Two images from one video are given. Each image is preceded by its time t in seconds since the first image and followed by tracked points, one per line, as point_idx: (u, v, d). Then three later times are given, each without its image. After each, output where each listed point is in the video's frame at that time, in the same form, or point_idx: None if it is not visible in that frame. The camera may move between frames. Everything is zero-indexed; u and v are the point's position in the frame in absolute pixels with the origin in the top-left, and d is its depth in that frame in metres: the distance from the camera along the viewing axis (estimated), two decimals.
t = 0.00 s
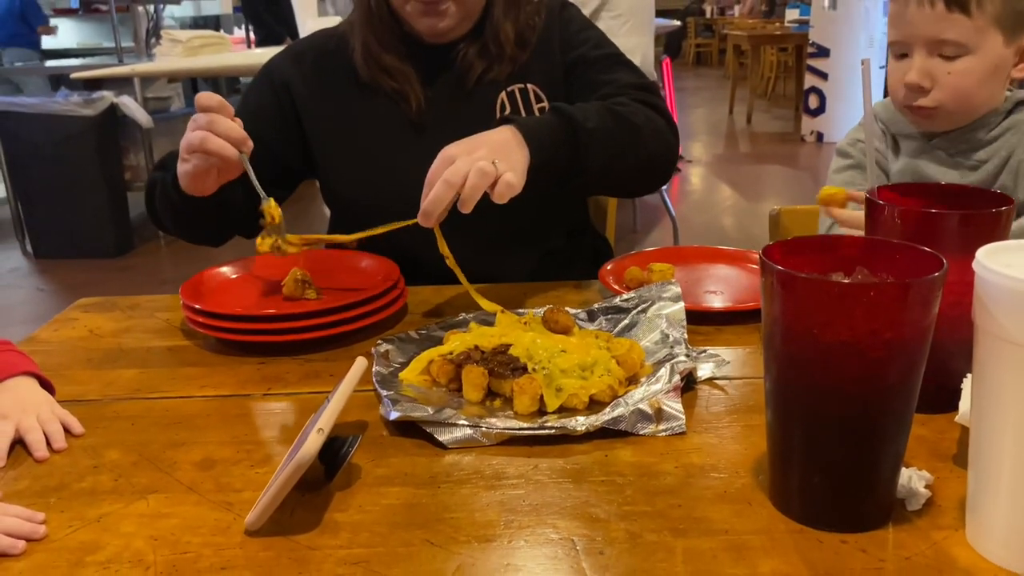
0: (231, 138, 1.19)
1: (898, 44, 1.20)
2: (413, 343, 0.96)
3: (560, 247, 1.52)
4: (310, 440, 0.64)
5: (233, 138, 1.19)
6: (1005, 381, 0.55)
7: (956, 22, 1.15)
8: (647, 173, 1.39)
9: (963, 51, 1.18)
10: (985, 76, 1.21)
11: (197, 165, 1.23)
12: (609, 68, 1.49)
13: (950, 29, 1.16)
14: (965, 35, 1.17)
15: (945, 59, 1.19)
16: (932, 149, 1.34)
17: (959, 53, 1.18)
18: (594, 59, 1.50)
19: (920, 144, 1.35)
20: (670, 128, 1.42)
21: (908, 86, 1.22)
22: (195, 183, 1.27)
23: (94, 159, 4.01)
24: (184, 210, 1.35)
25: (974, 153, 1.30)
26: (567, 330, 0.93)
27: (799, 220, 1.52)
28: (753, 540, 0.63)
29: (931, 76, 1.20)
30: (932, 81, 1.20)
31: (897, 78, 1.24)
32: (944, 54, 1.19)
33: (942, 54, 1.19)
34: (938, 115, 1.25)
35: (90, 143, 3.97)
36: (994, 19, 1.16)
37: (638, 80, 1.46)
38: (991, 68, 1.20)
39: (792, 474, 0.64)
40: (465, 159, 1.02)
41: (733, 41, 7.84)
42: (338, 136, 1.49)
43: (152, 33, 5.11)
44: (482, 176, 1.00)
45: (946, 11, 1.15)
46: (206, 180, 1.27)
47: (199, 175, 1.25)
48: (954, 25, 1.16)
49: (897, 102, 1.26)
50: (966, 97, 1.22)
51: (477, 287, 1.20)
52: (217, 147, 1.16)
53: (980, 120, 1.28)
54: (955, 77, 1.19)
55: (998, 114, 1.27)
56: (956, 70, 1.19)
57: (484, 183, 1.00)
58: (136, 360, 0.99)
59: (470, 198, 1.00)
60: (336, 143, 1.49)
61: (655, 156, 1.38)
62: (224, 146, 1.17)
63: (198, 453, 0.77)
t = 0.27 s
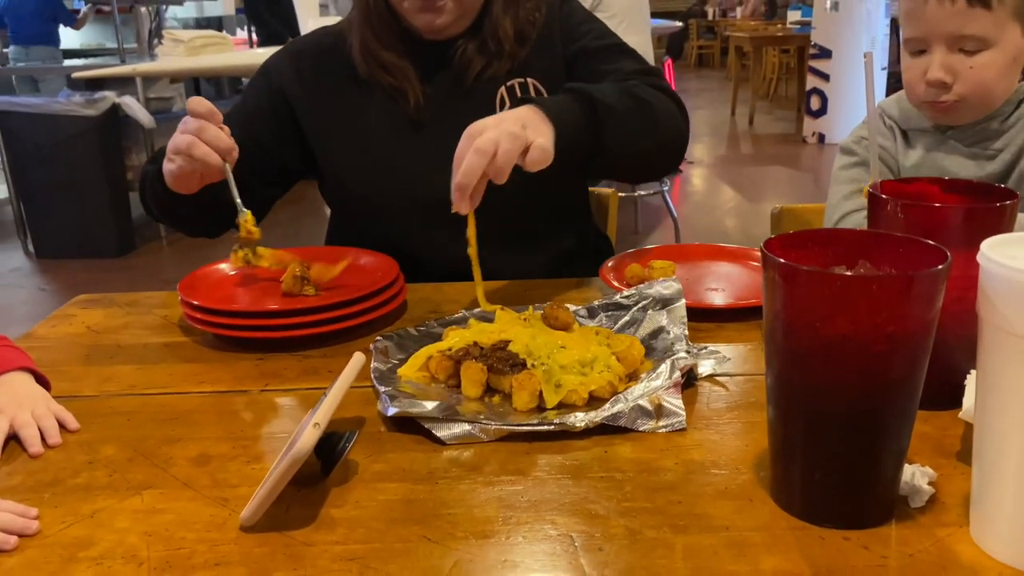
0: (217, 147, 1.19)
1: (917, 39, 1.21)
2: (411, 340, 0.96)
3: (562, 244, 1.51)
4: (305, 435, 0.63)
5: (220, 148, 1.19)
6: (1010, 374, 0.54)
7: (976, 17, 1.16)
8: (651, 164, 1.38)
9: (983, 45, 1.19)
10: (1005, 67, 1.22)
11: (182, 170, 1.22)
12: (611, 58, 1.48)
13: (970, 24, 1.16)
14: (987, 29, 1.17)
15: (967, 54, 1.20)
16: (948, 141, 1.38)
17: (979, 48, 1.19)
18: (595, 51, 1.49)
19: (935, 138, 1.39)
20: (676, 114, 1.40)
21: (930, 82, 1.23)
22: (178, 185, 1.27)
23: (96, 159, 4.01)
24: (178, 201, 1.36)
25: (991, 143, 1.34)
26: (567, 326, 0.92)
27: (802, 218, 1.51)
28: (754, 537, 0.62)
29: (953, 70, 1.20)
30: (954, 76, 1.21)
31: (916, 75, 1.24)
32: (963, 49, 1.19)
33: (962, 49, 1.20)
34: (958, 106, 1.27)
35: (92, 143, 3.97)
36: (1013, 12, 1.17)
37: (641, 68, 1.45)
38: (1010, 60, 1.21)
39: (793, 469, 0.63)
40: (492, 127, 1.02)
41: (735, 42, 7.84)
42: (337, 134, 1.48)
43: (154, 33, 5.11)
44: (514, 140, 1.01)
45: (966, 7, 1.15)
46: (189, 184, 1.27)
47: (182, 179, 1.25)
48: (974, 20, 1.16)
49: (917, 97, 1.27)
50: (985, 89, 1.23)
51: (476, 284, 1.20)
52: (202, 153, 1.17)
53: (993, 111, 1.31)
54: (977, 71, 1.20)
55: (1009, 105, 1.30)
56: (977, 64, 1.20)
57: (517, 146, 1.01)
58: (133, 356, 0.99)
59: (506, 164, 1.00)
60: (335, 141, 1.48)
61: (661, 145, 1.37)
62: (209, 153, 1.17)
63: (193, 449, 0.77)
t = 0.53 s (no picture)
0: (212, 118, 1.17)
1: (923, 30, 1.21)
2: (409, 332, 0.95)
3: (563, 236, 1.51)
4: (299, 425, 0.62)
5: (215, 118, 1.18)
6: (1014, 361, 0.53)
7: (983, 8, 1.15)
8: (653, 152, 1.36)
9: (990, 36, 1.18)
10: (1014, 58, 1.21)
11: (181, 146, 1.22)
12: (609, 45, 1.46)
13: (977, 15, 1.16)
14: (994, 20, 1.16)
15: (973, 45, 1.19)
16: (953, 134, 1.37)
17: (986, 39, 1.18)
18: (593, 39, 1.47)
19: (941, 131, 1.38)
20: (678, 101, 1.39)
21: (936, 74, 1.23)
22: (179, 162, 1.27)
23: (96, 156, 4.00)
24: (173, 184, 1.35)
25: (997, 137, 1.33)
26: (565, 318, 0.91)
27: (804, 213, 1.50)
28: (755, 529, 0.61)
29: (959, 62, 1.20)
30: (961, 67, 1.21)
31: (923, 67, 1.24)
32: (970, 40, 1.19)
33: (968, 40, 1.19)
34: (967, 99, 1.26)
35: (92, 140, 3.96)
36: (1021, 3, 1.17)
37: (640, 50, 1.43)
38: (1019, 51, 1.21)
39: (795, 461, 0.62)
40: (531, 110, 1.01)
41: (737, 42, 7.82)
42: (334, 128, 1.47)
43: (155, 32, 5.11)
44: (563, 126, 0.98)
45: None
46: (190, 159, 1.27)
47: (182, 155, 1.25)
48: (981, 11, 1.16)
49: (924, 89, 1.27)
50: (993, 81, 1.22)
51: (475, 278, 1.19)
52: (199, 127, 1.15)
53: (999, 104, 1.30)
54: (984, 63, 1.20)
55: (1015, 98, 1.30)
56: (984, 55, 1.19)
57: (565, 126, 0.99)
58: (128, 349, 0.98)
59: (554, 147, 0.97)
60: (332, 134, 1.48)
61: (663, 132, 1.35)
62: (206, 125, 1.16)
63: (187, 441, 0.76)
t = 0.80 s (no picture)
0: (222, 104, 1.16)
1: (928, 27, 1.20)
2: (408, 330, 0.94)
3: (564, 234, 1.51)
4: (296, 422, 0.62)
5: (225, 104, 1.16)
6: (1013, 357, 0.52)
7: (989, 5, 1.14)
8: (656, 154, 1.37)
9: (995, 34, 1.18)
10: (1019, 55, 1.21)
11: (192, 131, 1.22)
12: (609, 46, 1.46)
13: (982, 12, 1.15)
14: (999, 17, 1.16)
15: (978, 42, 1.19)
16: (956, 132, 1.36)
17: (991, 36, 1.18)
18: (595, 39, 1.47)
19: (944, 128, 1.38)
20: (680, 104, 1.41)
21: (941, 71, 1.23)
22: (190, 146, 1.26)
23: (97, 154, 4.00)
24: (174, 175, 1.35)
25: (1001, 135, 1.32)
26: (565, 316, 0.91)
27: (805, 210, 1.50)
28: (754, 526, 0.60)
29: (964, 59, 1.20)
30: (965, 65, 1.20)
31: (927, 64, 1.24)
32: (975, 37, 1.19)
33: (973, 37, 1.19)
34: (971, 97, 1.26)
35: (93, 138, 3.96)
36: None
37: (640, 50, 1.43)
38: None
39: (794, 458, 0.62)
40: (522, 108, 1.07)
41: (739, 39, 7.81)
42: (333, 125, 1.47)
43: (157, 29, 5.10)
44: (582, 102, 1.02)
45: None
46: (200, 144, 1.26)
47: (192, 140, 1.24)
48: (986, 8, 1.15)
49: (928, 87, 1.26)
50: (998, 78, 1.22)
51: (475, 275, 1.19)
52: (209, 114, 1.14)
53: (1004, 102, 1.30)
54: (989, 60, 1.19)
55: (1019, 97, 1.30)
56: (989, 53, 1.19)
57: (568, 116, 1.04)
58: (127, 346, 0.98)
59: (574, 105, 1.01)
60: (331, 132, 1.47)
61: (669, 132, 1.35)
62: (217, 112, 1.15)
63: (185, 438, 0.76)
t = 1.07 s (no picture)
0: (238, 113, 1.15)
1: (931, 22, 1.20)
2: (411, 325, 0.94)
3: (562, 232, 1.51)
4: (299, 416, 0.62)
5: (242, 112, 1.15)
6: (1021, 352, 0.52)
7: None
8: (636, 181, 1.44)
9: (1000, 28, 1.17)
10: None
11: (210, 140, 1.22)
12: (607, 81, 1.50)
13: (986, 7, 1.14)
14: (1004, 12, 1.15)
15: (983, 37, 1.18)
16: (960, 127, 1.36)
17: (996, 31, 1.17)
18: (597, 68, 1.50)
19: (947, 124, 1.38)
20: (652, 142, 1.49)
21: (945, 66, 1.22)
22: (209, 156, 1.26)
23: (99, 151, 4.00)
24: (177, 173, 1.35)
25: (1007, 131, 1.32)
26: (568, 311, 0.91)
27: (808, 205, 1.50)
28: (759, 521, 0.60)
29: (968, 54, 1.20)
30: (969, 60, 1.20)
31: (931, 59, 1.24)
32: (979, 31, 1.18)
33: (978, 32, 1.18)
34: (975, 91, 1.26)
35: (95, 135, 3.96)
36: None
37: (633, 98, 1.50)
38: None
39: (799, 452, 0.62)
40: (437, 136, 1.13)
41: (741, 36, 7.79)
42: (332, 124, 1.46)
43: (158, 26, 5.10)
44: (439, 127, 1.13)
45: None
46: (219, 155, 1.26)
47: (209, 149, 1.24)
48: (991, 3, 1.14)
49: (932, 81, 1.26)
50: (1003, 72, 1.22)
51: (477, 271, 1.18)
52: (225, 122, 1.13)
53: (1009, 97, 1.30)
54: (993, 55, 1.19)
55: None
56: (993, 47, 1.18)
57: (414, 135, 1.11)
58: (130, 341, 0.97)
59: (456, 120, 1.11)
60: (330, 130, 1.46)
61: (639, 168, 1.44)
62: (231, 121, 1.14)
63: (188, 433, 0.75)
